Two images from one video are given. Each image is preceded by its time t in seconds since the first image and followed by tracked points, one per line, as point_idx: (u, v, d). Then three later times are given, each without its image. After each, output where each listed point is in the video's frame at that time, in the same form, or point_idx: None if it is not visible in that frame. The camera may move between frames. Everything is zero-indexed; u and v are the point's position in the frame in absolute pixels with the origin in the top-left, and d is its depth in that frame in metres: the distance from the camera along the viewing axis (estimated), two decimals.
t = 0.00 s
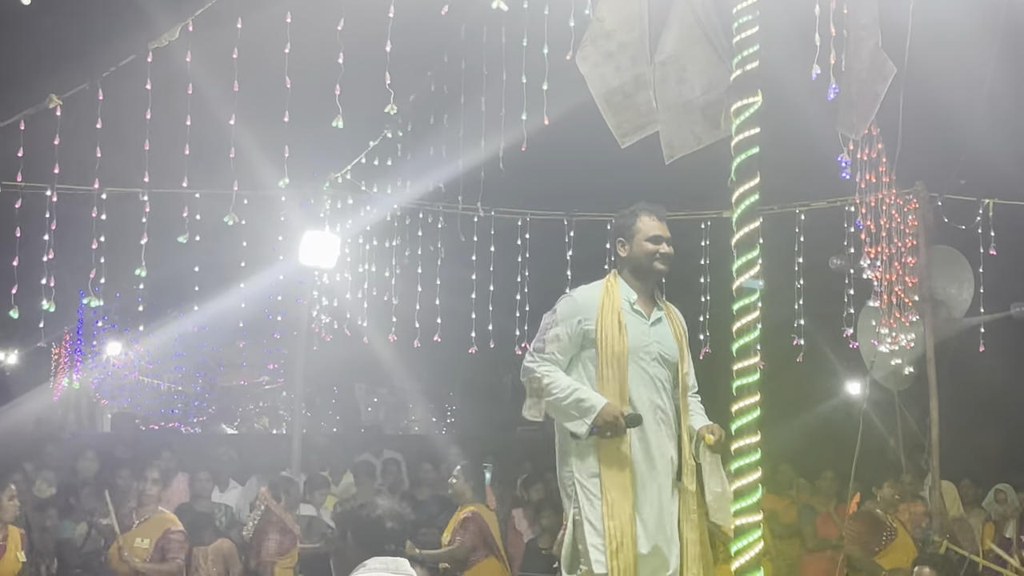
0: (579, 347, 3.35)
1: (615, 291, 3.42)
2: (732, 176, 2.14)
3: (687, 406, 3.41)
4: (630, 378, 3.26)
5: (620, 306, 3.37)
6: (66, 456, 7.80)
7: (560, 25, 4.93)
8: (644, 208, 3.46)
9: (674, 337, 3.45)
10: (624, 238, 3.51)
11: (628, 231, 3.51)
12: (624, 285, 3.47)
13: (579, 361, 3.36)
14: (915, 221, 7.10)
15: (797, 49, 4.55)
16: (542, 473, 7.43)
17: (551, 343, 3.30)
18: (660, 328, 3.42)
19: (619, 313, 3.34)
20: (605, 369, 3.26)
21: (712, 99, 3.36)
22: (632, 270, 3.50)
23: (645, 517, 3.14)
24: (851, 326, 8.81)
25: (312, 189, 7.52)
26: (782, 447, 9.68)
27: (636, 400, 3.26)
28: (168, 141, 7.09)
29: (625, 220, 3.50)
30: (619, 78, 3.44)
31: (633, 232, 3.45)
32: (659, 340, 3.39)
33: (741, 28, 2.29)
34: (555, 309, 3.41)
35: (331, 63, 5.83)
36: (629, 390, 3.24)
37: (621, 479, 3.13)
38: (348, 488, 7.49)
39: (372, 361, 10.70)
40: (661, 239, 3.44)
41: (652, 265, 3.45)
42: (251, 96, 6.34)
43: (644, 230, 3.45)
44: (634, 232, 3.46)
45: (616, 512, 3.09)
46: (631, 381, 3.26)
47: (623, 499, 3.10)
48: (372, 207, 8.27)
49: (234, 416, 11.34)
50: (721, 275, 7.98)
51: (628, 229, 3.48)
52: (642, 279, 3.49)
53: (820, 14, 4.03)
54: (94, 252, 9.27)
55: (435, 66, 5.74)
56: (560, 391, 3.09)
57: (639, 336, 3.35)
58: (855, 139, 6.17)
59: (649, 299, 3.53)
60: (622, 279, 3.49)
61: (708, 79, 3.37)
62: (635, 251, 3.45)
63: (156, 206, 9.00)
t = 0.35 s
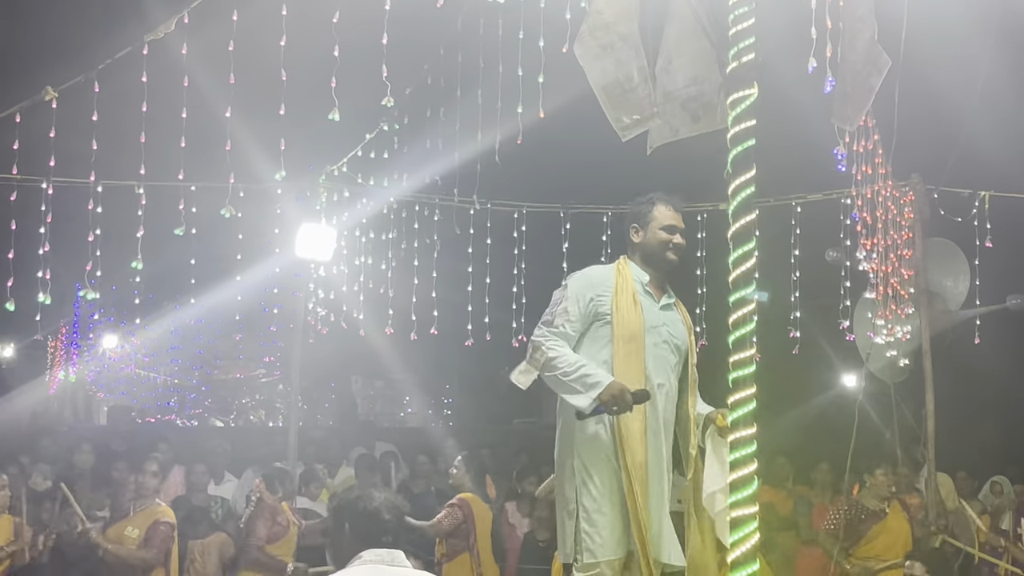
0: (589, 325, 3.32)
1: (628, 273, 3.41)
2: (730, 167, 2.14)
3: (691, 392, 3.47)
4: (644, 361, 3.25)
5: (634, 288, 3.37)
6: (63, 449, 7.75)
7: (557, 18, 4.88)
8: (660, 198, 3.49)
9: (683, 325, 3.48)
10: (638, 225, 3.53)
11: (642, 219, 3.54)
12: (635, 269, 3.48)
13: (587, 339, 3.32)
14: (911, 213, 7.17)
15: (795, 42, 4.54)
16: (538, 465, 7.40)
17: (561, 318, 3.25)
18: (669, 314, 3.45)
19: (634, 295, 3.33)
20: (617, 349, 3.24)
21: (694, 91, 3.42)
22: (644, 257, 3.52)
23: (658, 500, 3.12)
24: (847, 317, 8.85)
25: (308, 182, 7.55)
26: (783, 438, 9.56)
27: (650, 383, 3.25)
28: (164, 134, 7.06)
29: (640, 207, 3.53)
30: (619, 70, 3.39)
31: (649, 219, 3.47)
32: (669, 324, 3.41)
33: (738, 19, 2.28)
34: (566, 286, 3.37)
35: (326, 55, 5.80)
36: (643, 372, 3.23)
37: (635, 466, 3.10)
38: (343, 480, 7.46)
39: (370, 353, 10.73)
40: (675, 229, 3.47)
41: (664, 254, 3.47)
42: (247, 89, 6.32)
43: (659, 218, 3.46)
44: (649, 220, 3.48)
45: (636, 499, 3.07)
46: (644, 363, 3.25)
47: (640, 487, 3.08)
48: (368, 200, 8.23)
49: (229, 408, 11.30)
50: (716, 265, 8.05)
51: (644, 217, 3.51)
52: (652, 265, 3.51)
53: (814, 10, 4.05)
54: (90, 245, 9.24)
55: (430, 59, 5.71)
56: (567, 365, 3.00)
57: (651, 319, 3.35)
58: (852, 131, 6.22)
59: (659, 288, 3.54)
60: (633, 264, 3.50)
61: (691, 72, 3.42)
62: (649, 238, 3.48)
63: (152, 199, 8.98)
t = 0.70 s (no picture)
0: (598, 321, 3.25)
1: (621, 262, 3.37)
2: (728, 153, 2.12)
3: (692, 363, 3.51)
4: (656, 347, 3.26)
5: (633, 276, 3.34)
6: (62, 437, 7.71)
7: (556, 5, 4.84)
8: (641, 176, 3.46)
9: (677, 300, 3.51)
10: (621, 205, 3.50)
11: (624, 199, 3.51)
12: (624, 253, 3.46)
13: (600, 336, 3.26)
14: (910, 199, 7.15)
15: (797, 29, 4.50)
16: (537, 452, 7.39)
17: (574, 323, 3.15)
18: (663, 292, 3.46)
19: (634, 283, 3.31)
20: (631, 340, 3.21)
21: (676, 79, 3.39)
22: (630, 237, 3.49)
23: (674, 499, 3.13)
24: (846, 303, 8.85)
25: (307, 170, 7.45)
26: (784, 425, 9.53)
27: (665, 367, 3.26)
28: (163, 122, 7.04)
29: (623, 187, 3.48)
30: (620, 57, 3.37)
31: (633, 200, 3.44)
32: (667, 303, 3.44)
33: (736, 5, 2.26)
34: (566, 288, 3.27)
35: (323, 40, 5.74)
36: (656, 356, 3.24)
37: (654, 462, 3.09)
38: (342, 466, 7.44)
39: (368, 339, 10.69)
40: (659, 209, 3.45)
41: (649, 235, 3.46)
42: (244, 76, 6.28)
43: (641, 201, 3.44)
44: (632, 201, 3.45)
45: (653, 491, 3.06)
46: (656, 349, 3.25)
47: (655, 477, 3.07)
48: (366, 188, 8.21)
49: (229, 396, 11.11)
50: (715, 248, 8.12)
51: (626, 197, 3.46)
52: (639, 247, 3.49)
53: None
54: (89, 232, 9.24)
55: (428, 46, 5.67)
56: (602, 366, 2.94)
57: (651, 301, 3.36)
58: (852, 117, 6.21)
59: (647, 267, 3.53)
60: (621, 248, 3.47)
61: (676, 59, 3.40)
62: (634, 219, 3.45)
63: (151, 186, 8.97)
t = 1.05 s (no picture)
0: (602, 301, 3.20)
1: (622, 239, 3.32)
2: (729, 128, 2.13)
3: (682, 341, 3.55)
4: (659, 326, 3.25)
5: (635, 254, 3.31)
6: (66, 415, 7.73)
7: None
8: (639, 152, 3.46)
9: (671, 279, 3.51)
10: (619, 180, 3.50)
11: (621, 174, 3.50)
12: (623, 231, 3.43)
13: (602, 314, 3.22)
14: (913, 174, 6.91)
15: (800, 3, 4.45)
16: (539, 429, 7.44)
17: (581, 302, 3.09)
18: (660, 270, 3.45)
19: (636, 261, 3.28)
20: (637, 318, 3.19)
21: (674, 55, 3.32)
22: (628, 214, 3.48)
23: (682, 500, 3.09)
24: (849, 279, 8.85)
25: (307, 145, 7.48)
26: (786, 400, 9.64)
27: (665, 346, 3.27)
28: (164, 100, 7.03)
29: (620, 162, 3.49)
30: (621, 32, 3.35)
31: (631, 174, 3.44)
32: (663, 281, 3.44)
33: None
34: (571, 261, 3.20)
35: (323, 17, 5.68)
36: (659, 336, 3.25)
37: (660, 463, 3.03)
38: (344, 443, 7.50)
39: (370, 316, 10.80)
40: (657, 184, 3.46)
41: (648, 211, 3.46)
42: (245, 53, 6.24)
43: (639, 176, 3.44)
44: (630, 175, 3.45)
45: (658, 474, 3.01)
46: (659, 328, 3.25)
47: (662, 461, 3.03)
48: (369, 164, 8.05)
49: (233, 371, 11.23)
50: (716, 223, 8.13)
51: (625, 172, 3.46)
52: (636, 223, 3.47)
53: None
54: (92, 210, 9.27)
55: (430, 22, 5.63)
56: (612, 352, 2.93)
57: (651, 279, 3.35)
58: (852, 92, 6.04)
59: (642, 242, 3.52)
60: (617, 224, 3.45)
61: (676, 34, 3.30)
62: (633, 195, 3.44)
63: (153, 164, 8.97)
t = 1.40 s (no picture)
0: (613, 265, 3.21)
1: (638, 209, 3.34)
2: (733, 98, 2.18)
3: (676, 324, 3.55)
4: (662, 303, 3.27)
5: (649, 228, 3.32)
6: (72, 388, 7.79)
7: None
8: (653, 125, 3.44)
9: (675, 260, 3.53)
10: (631, 152, 3.46)
11: (634, 147, 3.47)
12: (635, 202, 3.43)
13: (609, 279, 3.22)
14: (918, 142, 6.90)
15: None
16: (543, 400, 7.48)
17: (595, 260, 3.10)
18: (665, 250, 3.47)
19: (650, 234, 3.30)
20: (643, 290, 3.20)
21: (686, 24, 3.24)
22: (639, 188, 3.46)
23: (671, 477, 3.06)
24: (854, 249, 8.80)
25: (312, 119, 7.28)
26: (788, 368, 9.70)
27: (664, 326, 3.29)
28: (166, 72, 6.99)
29: (633, 135, 3.46)
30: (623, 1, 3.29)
31: (645, 147, 3.42)
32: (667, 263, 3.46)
33: None
34: (589, 221, 3.21)
35: None
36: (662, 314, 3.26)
37: (652, 440, 3.00)
38: (350, 415, 7.54)
39: (373, 289, 10.74)
40: (670, 157, 3.44)
41: (661, 183, 3.44)
42: (247, 25, 6.19)
43: (654, 150, 3.42)
44: (643, 148, 3.42)
45: (650, 443, 2.99)
46: (663, 305, 3.27)
47: (655, 430, 3.01)
48: (372, 137, 8.03)
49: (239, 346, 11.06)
50: (720, 192, 8.14)
51: (638, 144, 3.43)
52: (648, 197, 3.47)
53: None
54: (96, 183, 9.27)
55: None
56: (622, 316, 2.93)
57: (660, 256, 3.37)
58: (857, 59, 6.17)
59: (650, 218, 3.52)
60: (630, 195, 3.44)
61: (687, 3, 3.21)
62: (646, 167, 3.42)
63: (156, 136, 8.94)
